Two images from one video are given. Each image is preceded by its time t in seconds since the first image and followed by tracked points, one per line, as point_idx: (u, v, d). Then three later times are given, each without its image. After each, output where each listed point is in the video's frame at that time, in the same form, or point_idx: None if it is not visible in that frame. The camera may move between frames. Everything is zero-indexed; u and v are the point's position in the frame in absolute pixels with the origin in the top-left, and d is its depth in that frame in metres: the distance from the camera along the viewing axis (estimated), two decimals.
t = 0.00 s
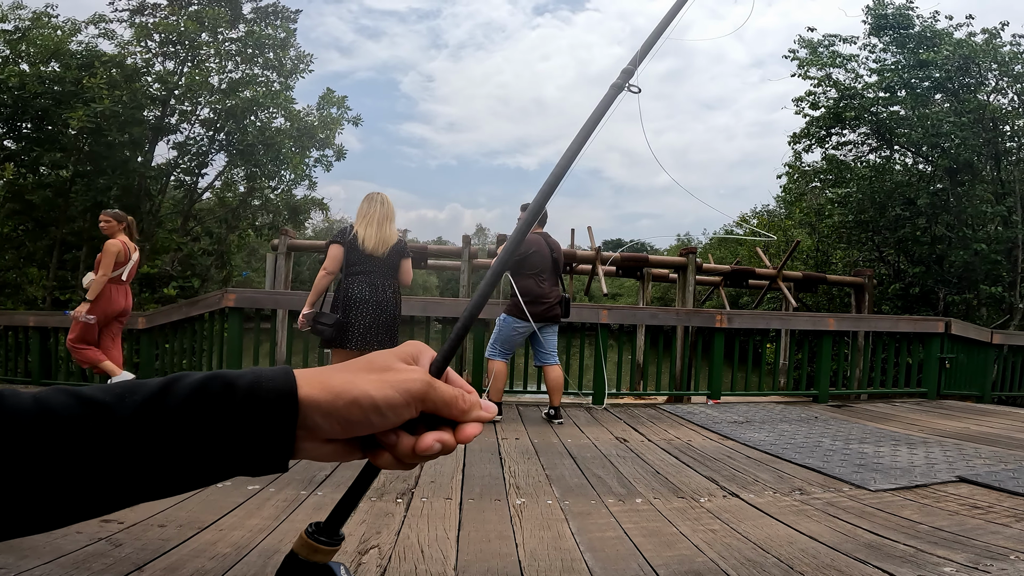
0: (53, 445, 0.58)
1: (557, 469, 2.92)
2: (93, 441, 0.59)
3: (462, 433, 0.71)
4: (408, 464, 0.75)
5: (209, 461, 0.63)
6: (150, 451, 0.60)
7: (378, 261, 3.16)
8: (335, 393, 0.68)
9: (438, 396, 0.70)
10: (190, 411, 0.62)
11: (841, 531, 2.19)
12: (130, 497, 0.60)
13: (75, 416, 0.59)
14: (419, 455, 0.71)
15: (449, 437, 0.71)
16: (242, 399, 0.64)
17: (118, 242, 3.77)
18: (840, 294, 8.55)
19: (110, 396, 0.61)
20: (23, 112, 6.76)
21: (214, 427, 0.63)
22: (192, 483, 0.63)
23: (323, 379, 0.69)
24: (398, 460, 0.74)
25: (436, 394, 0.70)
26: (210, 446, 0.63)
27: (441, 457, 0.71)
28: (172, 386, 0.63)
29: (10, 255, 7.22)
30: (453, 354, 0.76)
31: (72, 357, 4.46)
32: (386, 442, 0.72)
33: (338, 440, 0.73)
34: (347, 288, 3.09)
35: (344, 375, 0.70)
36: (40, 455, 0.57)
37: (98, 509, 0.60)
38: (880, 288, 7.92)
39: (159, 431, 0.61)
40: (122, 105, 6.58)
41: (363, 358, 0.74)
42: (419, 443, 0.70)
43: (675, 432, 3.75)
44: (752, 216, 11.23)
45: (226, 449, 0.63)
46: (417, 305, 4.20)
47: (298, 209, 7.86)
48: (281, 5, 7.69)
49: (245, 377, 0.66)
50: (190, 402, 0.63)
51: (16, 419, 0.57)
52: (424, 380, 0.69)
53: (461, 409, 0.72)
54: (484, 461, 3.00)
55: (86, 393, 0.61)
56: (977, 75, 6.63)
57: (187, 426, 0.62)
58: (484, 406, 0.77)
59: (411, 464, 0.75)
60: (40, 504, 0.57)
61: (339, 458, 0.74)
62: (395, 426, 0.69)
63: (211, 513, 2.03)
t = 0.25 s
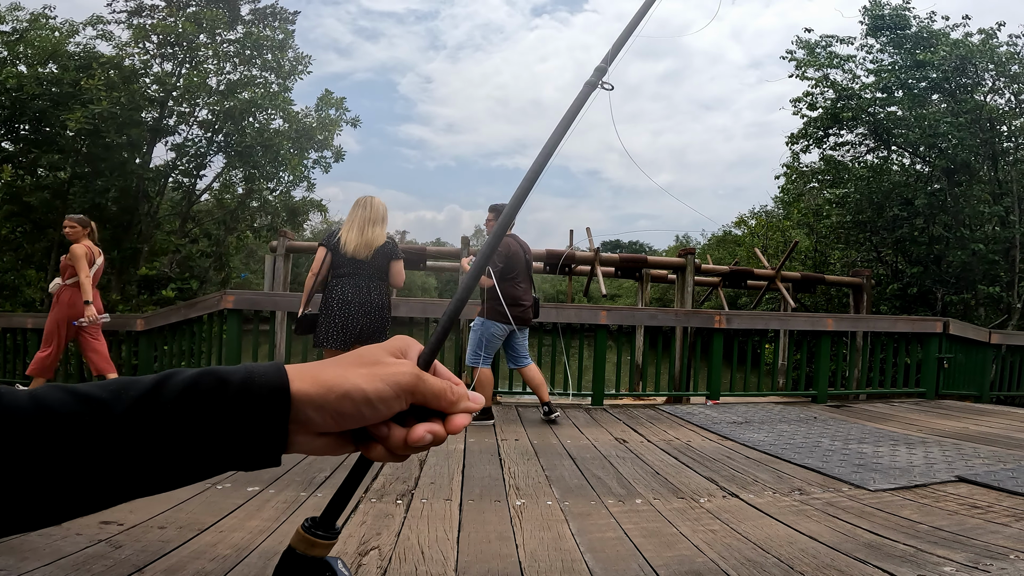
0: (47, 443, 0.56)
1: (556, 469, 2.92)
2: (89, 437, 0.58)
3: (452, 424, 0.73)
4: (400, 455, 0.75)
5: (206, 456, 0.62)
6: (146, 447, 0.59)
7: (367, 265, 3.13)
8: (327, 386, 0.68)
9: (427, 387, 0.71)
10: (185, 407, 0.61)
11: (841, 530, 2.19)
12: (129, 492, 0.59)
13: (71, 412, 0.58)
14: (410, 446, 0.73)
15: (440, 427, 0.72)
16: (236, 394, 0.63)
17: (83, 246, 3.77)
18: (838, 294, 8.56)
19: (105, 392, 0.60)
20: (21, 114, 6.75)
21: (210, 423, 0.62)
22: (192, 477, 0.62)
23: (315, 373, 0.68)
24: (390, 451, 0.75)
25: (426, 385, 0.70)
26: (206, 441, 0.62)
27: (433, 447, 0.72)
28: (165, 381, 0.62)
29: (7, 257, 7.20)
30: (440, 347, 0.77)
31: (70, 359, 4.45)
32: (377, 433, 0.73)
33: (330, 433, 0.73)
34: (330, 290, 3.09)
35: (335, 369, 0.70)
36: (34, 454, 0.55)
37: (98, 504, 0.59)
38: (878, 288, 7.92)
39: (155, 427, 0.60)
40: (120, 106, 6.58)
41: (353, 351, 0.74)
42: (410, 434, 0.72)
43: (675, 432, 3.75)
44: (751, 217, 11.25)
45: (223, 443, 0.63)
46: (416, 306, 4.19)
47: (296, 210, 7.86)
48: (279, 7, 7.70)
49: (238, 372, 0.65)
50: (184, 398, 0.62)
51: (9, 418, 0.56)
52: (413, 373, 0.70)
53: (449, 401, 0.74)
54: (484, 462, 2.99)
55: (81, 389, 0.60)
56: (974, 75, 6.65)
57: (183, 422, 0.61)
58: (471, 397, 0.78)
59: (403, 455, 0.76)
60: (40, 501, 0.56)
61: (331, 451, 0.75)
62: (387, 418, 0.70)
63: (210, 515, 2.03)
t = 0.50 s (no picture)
0: (38, 445, 0.56)
1: (556, 470, 2.91)
2: (80, 440, 0.57)
3: (442, 425, 0.73)
4: (391, 456, 0.75)
5: (198, 458, 0.62)
6: (138, 449, 0.59)
7: (349, 268, 3.16)
8: (317, 388, 0.67)
9: (417, 389, 0.70)
10: (175, 409, 0.61)
11: (841, 531, 2.19)
12: (120, 494, 0.59)
13: (62, 415, 0.57)
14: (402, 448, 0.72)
15: (430, 428, 0.72)
16: (226, 396, 0.63)
17: (45, 251, 3.84)
18: (837, 295, 8.57)
19: (95, 395, 0.60)
20: (19, 115, 6.73)
21: (200, 425, 0.61)
22: (185, 479, 0.62)
23: (304, 375, 0.68)
24: (381, 452, 0.74)
25: (416, 386, 0.70)
26: (198, 443, 0.61)
27: (424, 448, 0.72)
28: (154, 384, 0.61)
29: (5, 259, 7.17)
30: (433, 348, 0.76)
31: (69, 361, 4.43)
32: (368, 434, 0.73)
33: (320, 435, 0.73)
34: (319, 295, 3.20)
35: (325, 371, 0.69)
36: (24, 454, 0.55)
37: (92, 505, 0.59)
38: (876, 288, 7.92)
39: (144, 429, 0.59)
40: (118, 107, 6.57)
41: (343, 353, 0.73)
42: (401, 436, 0.72)
43: (674, 433, 3.75)
44: (749, 218, 11.28)
45: (205, 445, 0.62)
46: (416, 307, 4.19)
47: (295, 211, 7.86)
48: (277, 8, 7.70)
49: (227, 375, 0.65)
50: (173, 400, 0.61)
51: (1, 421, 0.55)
52: (403, 374, 0.69)
53: (439, 402, 0.73)
54: (483, 463, 2.99)
55: (72, 392, 0.59)
56: (971, 76, 6.67)
57: (174, 424, 0.60)
58: (461, 398, 0.78)
59: (394, 456, 0.75)
60: (34, 502, 0.56)
61: (321, 452, 0.75)
62: (377, 419, 0.70)
63: (209, 516, 2.02)
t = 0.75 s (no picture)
0: (34, 446, 0.55)
1: (556, 472, 2.91)
2: (77, 439, 0.57)
3: (439, 419, 0.73)
4: (389, 451, 0.75)
5: (196, 455, 0.61)
6: (126, 444, 0.58)
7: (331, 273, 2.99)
8: (312, 384, 0.66)
9: (413, 384, 0.70)
10: (171, 407, 0.60)
11: (841, 532, 2.19)
12: (118, 492, 0.59)
13: (58, 414, 0.57)
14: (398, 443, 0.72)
15: (427, 423, 0.72)
16: (222, 394, 0.62)
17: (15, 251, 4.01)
18: (836, 296, 8.59)
19: (91, 394, 0.59)
20: (18, 115, 6.71)
21: (197, 423, 0.61)
22: (184, 476, 0.61)
23: (300, 371, 0.67)
24: (378, 447, 0.74)
25: (412, 381, 0.70)
26: (184, 439, 0.60)
27: (421, 443, 0.71)
28: (150, 383, 0.61)
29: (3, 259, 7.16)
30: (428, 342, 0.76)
31: (67, 362, 4.43)
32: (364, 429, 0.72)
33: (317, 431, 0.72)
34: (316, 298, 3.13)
35: (321, 368, 0.69)
36: (21, 455, 0.55)
37: (91, 504, 0.58)
38: (875, 289, 7.90)
39: (142, 427, 0.59)
40: (117, 107, 6.55)
41: (337, 350, 0.73)
42: (398, 430, 0.71)
43: (674, 434, 3.75)
44: (748, 219, 11.29)
45: (203, 443, 0.61)
46: (415, 309, 4.18)
47: (294, 212, 7.85)
48: (277, 8, 7.71)
49: (223, 372, 0.64)
50: (169, 398, 0.60)
51: None
52: (399, 369, 0.69)
53: (435, 397, 0.73)
54: (483, 464, 2.98)
55: (68, 391, 0.59)
56: (970, 77, 6.67)
57: (171, 422, 0.60)
58: (457, 392, 0.77)
59: (391, 451, 0.75)
60: (31, 501, 0.55)
61: (318, 449, 0.74)
62: (372, 414, 0.70)
63: (208, 518, 2.01)
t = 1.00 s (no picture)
0: (36, 440, 0.55)
1: (555, 474, 2.91)
2: (72, 431, 0.56)
3: (432, 411, 0.73)
4: (383, 442, 0.75)
5: (197, 447, 0.61)
6: (127, 438, 0.57)
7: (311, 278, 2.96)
8: (310, 377, 0.66)
9: (408, 377, 0.70)
10: (171, 401, 0.59)
11: (841, 533, 2.19)
12: (120, 484, 0.58)
13: (58, 407, 0.56)
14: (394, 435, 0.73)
15: (421, 415, 0.73)
16: (222, 387, 0.62)
17: None
18: (835, 298, 8.60)
19: (93, 386, 0.58)
20: (18, 116, 6.70)
21: (198, 417, 0.60)
22: (186, 467, 0.62)
23: (297, 364, 0.67)
24: (373, 439, 0.74)
25: (406, 374, 0.70)
26: (184, 433, 0.60)
27: (415, 435, 0.72)
28: (150, 376, 0.60)
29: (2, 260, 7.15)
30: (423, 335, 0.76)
31: (66, 363, 4.42)
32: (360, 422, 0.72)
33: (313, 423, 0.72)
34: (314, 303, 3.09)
35: (318, 360, 0.69)
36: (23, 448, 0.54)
37: (91, 496, 0.58)
38: (875, 291, 7.90)
39: (143, 422, 0.58)
40: (116, 109, 6.55)
41: (333, 343, 0.72)
42: (394, 423, 0.72)
43: (673, 436, 3.75)
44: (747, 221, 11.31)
45: (203, 436, 0.61)
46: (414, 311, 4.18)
47: (293, 214, 7.85)
48: (277, 10, 7.72)
49: (222, 365, 0.64)
50: (169, 393, 0.60)
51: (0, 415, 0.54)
52: (394, 363, 0.69)
53: (430, 389, 0.74)
54: (482, 466, 2.98)
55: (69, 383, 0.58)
56: (969, 78, 6.69)
57: (173, 416, 0.59)
58: (450, 384, 0.78)
59: (386, 442, 0.75)
60: (34, 494, 0.55)
61: (314, 440, 0.74)
62: (367, 407, 0.70)
63: (207, 520, 2.01)
